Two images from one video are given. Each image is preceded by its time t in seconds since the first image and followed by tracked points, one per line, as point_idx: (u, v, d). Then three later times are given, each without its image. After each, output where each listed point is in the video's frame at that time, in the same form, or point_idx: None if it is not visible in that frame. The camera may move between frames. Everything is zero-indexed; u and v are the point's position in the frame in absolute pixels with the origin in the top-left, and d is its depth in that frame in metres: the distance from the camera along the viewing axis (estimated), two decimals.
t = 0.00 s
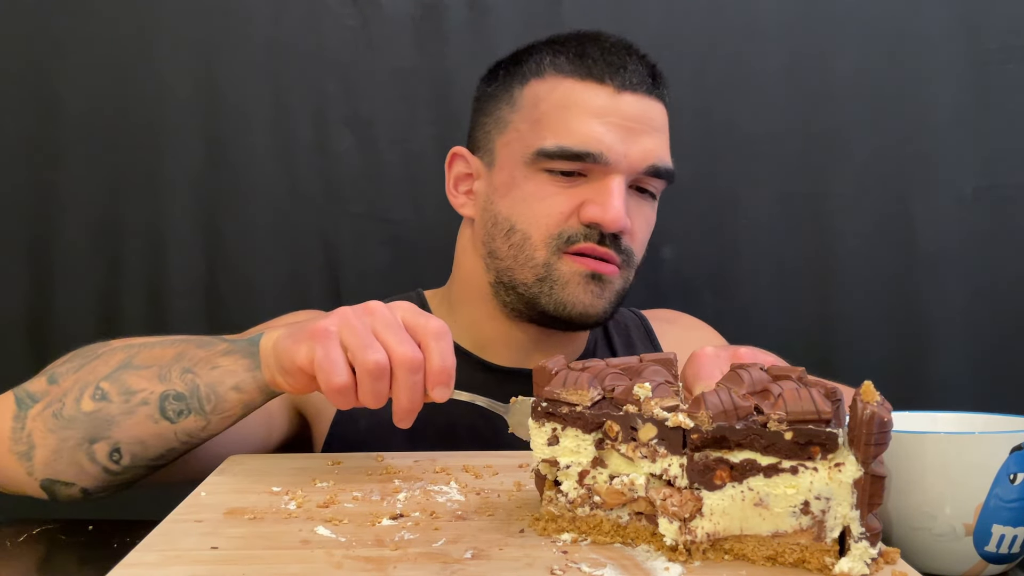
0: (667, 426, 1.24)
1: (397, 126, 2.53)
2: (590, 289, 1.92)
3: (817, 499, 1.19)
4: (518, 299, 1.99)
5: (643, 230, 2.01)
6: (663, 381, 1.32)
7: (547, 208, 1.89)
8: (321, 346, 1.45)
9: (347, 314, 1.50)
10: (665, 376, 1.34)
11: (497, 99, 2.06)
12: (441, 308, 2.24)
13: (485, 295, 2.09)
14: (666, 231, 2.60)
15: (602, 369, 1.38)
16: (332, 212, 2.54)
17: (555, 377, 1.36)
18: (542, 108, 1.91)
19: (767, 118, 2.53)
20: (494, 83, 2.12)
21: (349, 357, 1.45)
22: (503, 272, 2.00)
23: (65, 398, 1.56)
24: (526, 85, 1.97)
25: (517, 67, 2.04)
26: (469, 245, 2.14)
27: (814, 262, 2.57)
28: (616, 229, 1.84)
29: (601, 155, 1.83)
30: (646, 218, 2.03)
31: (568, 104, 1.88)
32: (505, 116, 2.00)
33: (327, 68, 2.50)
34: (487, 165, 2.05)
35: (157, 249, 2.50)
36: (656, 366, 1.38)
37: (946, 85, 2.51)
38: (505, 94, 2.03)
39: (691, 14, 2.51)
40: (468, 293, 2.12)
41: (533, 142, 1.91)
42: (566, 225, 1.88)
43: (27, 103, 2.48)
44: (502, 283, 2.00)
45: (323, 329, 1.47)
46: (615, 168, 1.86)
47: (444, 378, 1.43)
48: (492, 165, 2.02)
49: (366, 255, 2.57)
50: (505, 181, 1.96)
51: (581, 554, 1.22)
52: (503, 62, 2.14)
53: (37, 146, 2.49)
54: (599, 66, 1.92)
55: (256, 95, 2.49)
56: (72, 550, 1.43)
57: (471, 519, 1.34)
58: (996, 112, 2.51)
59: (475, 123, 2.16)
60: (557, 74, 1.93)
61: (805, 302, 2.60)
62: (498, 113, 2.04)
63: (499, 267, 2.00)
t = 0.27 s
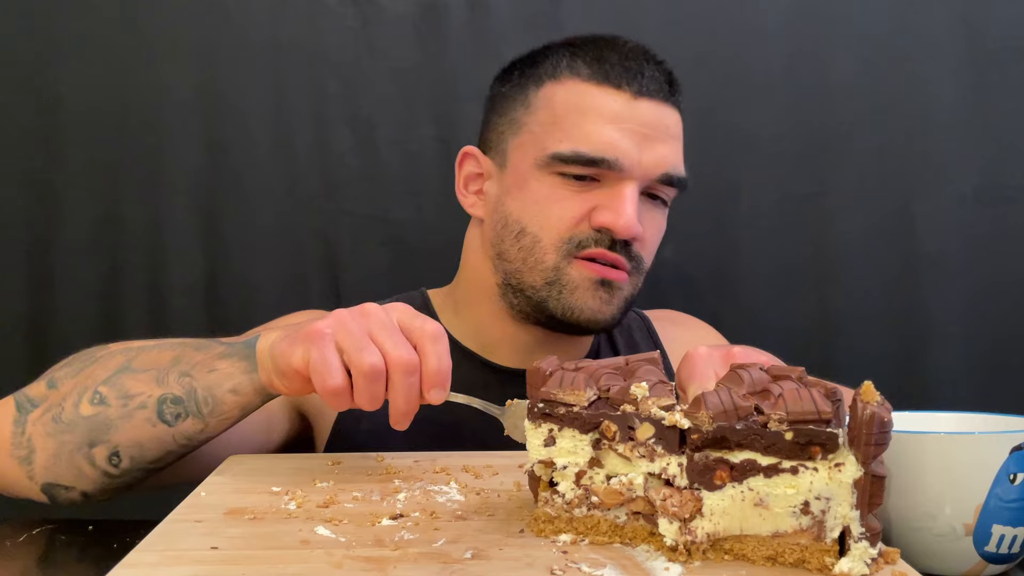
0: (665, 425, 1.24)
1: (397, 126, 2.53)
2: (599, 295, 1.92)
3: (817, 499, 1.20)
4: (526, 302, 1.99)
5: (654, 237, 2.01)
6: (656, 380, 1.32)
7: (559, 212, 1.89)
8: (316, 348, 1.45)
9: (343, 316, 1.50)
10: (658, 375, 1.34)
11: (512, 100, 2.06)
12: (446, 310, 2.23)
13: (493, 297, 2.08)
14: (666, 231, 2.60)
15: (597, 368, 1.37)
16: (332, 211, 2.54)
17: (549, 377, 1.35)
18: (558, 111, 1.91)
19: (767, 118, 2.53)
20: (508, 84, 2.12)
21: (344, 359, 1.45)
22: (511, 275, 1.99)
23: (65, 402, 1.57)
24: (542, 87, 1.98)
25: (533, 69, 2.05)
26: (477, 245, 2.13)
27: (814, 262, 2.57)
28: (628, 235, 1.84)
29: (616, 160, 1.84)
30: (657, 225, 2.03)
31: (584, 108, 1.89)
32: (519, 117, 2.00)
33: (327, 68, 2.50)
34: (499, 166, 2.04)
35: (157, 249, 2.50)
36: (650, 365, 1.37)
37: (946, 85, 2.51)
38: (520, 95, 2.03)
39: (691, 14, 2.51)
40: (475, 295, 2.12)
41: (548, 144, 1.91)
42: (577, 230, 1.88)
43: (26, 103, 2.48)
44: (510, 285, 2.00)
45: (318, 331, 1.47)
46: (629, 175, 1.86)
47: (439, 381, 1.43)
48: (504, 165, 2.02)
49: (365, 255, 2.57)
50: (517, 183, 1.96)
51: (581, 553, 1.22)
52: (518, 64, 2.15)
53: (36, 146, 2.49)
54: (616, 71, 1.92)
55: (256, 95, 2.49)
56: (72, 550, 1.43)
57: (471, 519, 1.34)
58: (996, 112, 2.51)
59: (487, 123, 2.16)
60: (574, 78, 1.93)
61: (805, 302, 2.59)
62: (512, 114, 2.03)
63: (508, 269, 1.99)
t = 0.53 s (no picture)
0: (663, 425, 1.24)
1: (397, 126, 2.53)
2: (607, 298, 1.92)
3: (817, 499, 1.19)
4: (532, 303, 2.00)
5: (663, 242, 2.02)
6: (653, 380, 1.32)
7: (569, 215, 1.89)
8: (313, 348, 1.45)
9: (341, 317, 1.50)
10: (654, 375, 1.34)
11: (523, 100, 2.05)
12: (451, 306, 2.22)
13: (500, 298, 2.08)
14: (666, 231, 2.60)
15: (594, 369, 1.37)
16: (332, 212, 2.54)
17: (547, 377, 1.34)
18: (571, 114, 1.91)
19: (767, 119, 2.53)
20: (519, 83, 2.11)
21: (342, 360, 1.44)
22: (519, 276, 1.99)
23: (64, 405, 1.57)
24: (555, 88, 1.97)
25: (546, 69, 2.04)
26: (484, 245, 2.14)
27: (814, 262, 2.57)
28: (638, 239, 1.84)
29: (628, 165, 1.83)
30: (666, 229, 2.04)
31: (597, 111, 1.88)
32: (531, 118, 2.00)
33: (327, 68, 2.50)
34: (508, 166, 2.04)
35: (157, 249, 2.50)
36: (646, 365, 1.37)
37: (946, 86, 2.51)
38: (532, 95, 2.03)
39: (691, 14, 2.51)
40: (480, 293, 2.12)
41: (559, 147, 1.90)
42: (587, 233, 1.88)
43: (27, 103, 2.48)
44: (517, 287, 2.00)
45: (316, 331, 1.47)
46: (641, 180, 1.86)
47: (438, 381, 1.43)
48: (514, 166, 2.02)
49: (365, 255, 2.57)
50: (527, 184, 1.96)
51: (581, 554, 1.22)
52: (529, 63, 2.14)
53: (36, 146, 2.49)
54: (630, 74, 1.92)
55: (256, 95, 2.49)
56: (73, 550, 1.43)
57: (471, 519, 1.34)
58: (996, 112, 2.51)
59: (496, 123, 2.16)
60: (587, 80, 1.93)
61: (805, 303, 2.59)
62: (523, 114, 2.02)
63: (515, 271, 2.00)
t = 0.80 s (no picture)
0: (659, 424, 1.25)
1: (397, 126, 2.53)
2: (614, 301, 1.93)
3: (817, 499, 1.19)
4: (539, 304, 2.01)
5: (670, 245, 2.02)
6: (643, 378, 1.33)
7: (578, 217, 1.88)
8: (311, 347, 1.45)
9: (338, 316, 1.50)
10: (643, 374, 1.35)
11: (533, 100, 2.04)
12: (455, 303, 2.23)
13: (506, 299, 2.09)
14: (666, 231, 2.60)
15: (586, 369, 1.37)
16: (332, 212, 2.54)
17: (539, 379, 1.34)
18: (582, 116, 1.89)
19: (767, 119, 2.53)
20: (530, 82, 2.10)
21: (340, 358, 1.44)
22: (526, 277, 2.00)
23: (63, 405, 1.57)
24: (566, 89, 1.95)
25: (557, 69, 2.02)
26: (491, 245, 2.14)
27: (814, 261, 2.57)
28: (647, 244, 1.84)
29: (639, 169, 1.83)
30: (673, 232, 2.05)
31: (609, 114, 1.87)
32: (541, 119, 1.98)
33: (327, 67, 2.50)
34: (517, 166, 2.03)
35: (157, 248, 2.50)
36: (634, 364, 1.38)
37: (946, 86, 2.51)
38: (543, 95, 2.01)
39: (691, 14, 2.51)
40: (485, 293, 2.13)
41: (569, 149, 1.89)
42: (596, 236, 1.88)
43: (27, 103, 2.48)
44: (524, 287, 2.01)
45: (313, 330, 1.47)
46: (650, 184, 1.85)
47: (436, 380, 1.43)
48: (523, 167, 2.01)
49: (366, 255, 2.57)
50: (536, 185, 1.95)
51: (581, 554, 1.22)
52: (540, 62, 2.12)
53: (36, 146, 2.49)
54: (643, 77, 1.90)
55: (256, 94, 2.49)
56: (73, 550, 1.43)
57: (471, 519, 1.34)
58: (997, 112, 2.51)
59: (506, 121, 2.15)
60: (599, 81, 1.91)
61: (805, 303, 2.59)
62: (533, 114, 2.01)
63: (522, 272, 2.00)
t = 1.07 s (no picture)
0: (659, 424, 1.25)
1: (397, 126, 2.53)
2: (619, 304, 1.93)
3: (817, 498, 1.19)
4: (543, 306, 2.01)
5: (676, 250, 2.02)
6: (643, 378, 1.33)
7: (585, 219, 1.88)
8: (311, 345, 1.45)
9: (338, 314, 1.50)
10: (642, 373, 1.35)
11: (542, 100, 2.03)
12: (460, 302, 2.23)
13: (510, 300, 2.09)
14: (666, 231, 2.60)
15: (585, 369, 1.37)
16: (332, 212, 2.54)
17: (538, 379, 1.34)
18: (591, 118, 1.89)
19: (766, 119, 2.53)
20: (539, 83, 2.10)
21: (340, 357, 1.44)
22: (531, 278, 2.00)
23: (64, 408, 1.57)
24: (575, 91, 1.95)
25: (566, 71, 2.02)
26: (496, 245, 2.14)
27: (814, 261, 2.57)
28: (653, 247, 1.84)
29: (647, 173, 1.83)
30: (679, 236, 2.05)
31: (618, 116, 1.86)
32: (549, 120, 1.98)
33: (327, 67, 2.50)
34: (524, 167, 2.03)
35: (157, 248, 2.50)
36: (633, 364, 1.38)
37: (946, 86, 2.51)
38: (551, 96, 2.01)
39: (691, 15, 2.51)
40: (491, 293, 2.12)
41: (577, 150, 1.89)
42: (602, 239, 1.88)
43: (27, 102, 2.48)
44: (529, 288, 2.01)
45: (314, 328, 1.47)
46: (658, 188, 1.86)
47: (436, 380, 1.43)
48: (529, 168, 2.01)
49: (366, 255, 2.57)
50: (543, 186, 1.95)
51: (581, 554, 1.23)
52: (549, 64, 2.12)
53: (36, 146, 2.49)
54: (652, 80, 1.90)
55: (256, 94, 2.49)
56: (73, 550, 1.42)
57: (471, 519, 1.34)
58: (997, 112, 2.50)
59: (514, 122, 2.15)
60: (608, 83, 1.91)
61: (806, 303, 2.59)
62: (542, 115, 2.01)
63: (527, 273, 2.00)
